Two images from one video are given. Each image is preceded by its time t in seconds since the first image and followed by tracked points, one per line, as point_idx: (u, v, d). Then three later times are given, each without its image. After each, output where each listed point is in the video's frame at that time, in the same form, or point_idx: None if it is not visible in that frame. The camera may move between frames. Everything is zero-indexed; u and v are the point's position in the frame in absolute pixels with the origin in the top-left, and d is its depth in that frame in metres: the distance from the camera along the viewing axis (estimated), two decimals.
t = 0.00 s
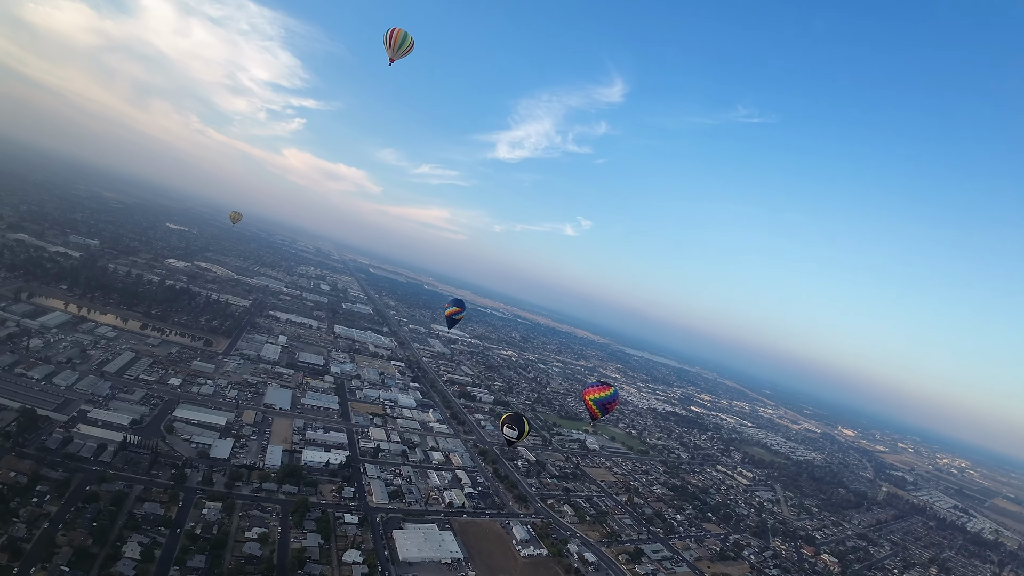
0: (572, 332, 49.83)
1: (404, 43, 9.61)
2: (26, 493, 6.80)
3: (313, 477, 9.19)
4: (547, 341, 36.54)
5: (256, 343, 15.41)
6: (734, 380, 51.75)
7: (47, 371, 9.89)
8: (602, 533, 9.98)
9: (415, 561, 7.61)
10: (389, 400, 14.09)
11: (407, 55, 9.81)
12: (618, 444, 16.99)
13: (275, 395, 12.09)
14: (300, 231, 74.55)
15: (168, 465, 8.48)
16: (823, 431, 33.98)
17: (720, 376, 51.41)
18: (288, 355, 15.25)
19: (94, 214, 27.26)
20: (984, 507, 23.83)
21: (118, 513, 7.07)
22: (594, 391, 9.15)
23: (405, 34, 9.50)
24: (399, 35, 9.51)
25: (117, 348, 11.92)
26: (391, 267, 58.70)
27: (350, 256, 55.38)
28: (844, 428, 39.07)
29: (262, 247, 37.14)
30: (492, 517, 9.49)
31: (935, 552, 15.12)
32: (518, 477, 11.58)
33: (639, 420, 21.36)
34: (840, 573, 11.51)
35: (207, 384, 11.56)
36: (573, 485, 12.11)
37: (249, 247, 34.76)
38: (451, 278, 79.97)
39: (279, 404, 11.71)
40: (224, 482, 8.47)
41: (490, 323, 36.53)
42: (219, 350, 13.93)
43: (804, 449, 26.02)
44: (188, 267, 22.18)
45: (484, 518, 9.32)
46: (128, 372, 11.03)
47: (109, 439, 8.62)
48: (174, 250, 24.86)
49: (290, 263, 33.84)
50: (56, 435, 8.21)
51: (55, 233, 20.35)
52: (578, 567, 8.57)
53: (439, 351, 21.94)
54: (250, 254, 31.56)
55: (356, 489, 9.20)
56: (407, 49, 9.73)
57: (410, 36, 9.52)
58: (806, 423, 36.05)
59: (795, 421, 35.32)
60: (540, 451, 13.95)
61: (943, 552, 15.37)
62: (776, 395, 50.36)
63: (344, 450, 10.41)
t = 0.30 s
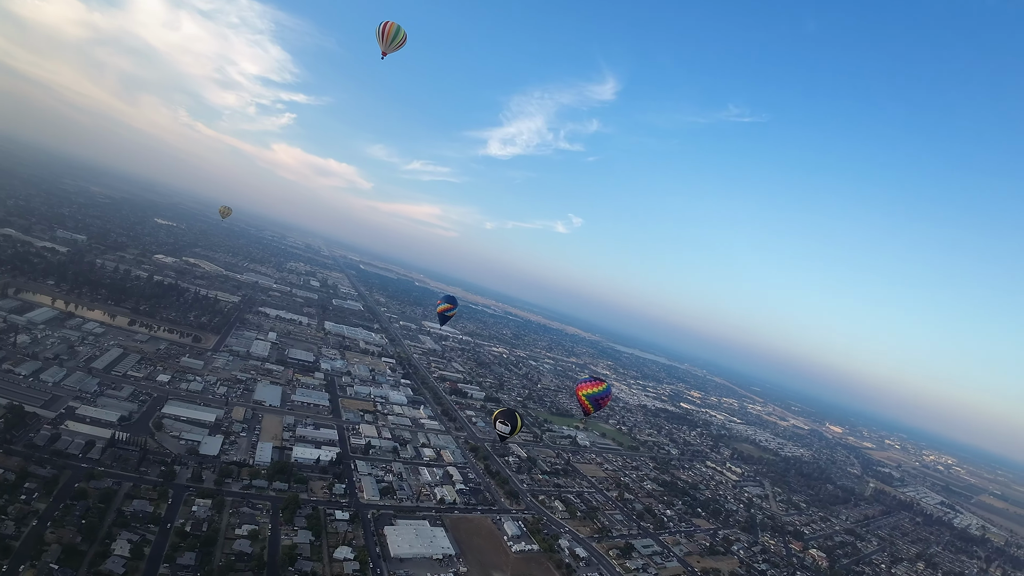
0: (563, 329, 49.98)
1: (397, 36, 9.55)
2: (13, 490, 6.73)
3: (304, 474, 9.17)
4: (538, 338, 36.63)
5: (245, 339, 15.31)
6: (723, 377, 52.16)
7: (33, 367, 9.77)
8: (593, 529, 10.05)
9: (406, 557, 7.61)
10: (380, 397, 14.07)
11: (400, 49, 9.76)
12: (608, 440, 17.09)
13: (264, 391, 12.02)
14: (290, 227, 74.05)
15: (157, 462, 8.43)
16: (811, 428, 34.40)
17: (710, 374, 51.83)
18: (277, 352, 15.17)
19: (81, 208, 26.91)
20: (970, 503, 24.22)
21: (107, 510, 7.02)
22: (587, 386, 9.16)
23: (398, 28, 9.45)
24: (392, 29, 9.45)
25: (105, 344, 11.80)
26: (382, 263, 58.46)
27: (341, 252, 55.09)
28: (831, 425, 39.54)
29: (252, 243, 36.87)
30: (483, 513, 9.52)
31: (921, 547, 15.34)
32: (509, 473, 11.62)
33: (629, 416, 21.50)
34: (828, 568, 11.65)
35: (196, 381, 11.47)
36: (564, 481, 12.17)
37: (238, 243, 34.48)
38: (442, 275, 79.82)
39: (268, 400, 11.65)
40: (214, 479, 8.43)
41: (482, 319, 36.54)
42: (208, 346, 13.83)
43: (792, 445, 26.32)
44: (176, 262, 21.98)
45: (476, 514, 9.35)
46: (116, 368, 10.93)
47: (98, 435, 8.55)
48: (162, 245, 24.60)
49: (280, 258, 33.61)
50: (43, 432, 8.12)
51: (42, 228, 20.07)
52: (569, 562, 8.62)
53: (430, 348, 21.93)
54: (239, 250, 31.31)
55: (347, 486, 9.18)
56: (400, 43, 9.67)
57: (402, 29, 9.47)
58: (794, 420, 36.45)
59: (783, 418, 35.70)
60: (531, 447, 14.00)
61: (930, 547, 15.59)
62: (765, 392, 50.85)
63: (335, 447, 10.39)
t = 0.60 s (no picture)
0: (548, 323, 50.15)
1: (381, 28, 9.44)
2: None
3: (289, 471, 9.10)
4: (523, 333, 36.72)
5: (227, 336, 15.12)
6: (706, 370, 52.83)
7: (11, 367, 9.55)
8: (579, 521, 10.12)
9: (394, 553, 7.61)
10: (364, 393, 14.01)
11: (384, 41, 9.65)
12: (594, 433, 17.22)
13: (247, 389, 11.89)
14: (273, 223, 73.09)
15: (140, 461, 8.31)
16: (792, 419, 34.97)
17: (693, 367, 52.44)
18: (260, 349, 14.99)
19: (56, 204, 26.29)
20: (948, 492, 24.82)
21: (90, 511, 6.90)
22: (575, 378, 9.16)
23: (382, 19, 9.34)
24: (376, 20, 9.35)
25: (85, 343, 11.59)
26: (366, 259, 58.02)
27: (324, 248, 54.56)
28: (812, 416, 40.31)
29: (233, 239, 36.34)
30: (471, 507, 9.54)
31: (901, 536, 15.68)
32: (496, 468, 11.65)
33: (614, 410, 21.68)
34: (811, 556, 11.86)
35: (178, 379, 11.31)
36: (550, 474, 12.25)
37: (219, 239, 33.97)
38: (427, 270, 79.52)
39: (252, 398, 11.53)
40: (198, 478, 8.34)
41: (467, 315, 36.51)
42: (190, 344, 13.63)
43: (773, 436, 26.78)
44: (156, 259, 21.60)
45: (463, 509, 9.37)
46: (96, 367, 10.73)
47: (79, 435, 8.39)
48: (141, 241, 24.14)
49: (261, 255, 33.18)
50: (23, 432, 7.95)
51: (16, 224, 19.57)
52: (556, 555, 8.67)
53: (415, 343, 21.86)
54: (219, 246, 30.85)
55: (332, 482, 9.14)
56: (384, 34, 9.57)
57: (386, 21, 9.36)
58: (776, 411, 37.07)
59: (765, 410, 36.29)
60: (517, 441, 14.05)
61: (910, 535, 15.94)
62: (747, 384, 51.67)
63: (320, 444, 10.32)
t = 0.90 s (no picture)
0: (529, 317, 50.33)
1: (358, 17, 9.27)
2: None
3: (269, 469, 9.00)
4: (504, 326, 36.78)
5: (202, 333, 14.85)
6: (684, 361, 53.63)
7: None
8: (562, 511, 10.21)
9: (377, 548, 7.59)
10: (344, 388, 13.90)
11: (361, 30, 9.47)
12: (575, 424, 17.37)
13: (224, 387, 11.71)
14: (249, 218, 71.78)
15: (116, 462, 8.13)
16: (767, 407, 35.76)
17: (671, 358, 53.19)
18: (236, 346, 14.75)
19: (20, 199, 25.39)
20: (919, 476, 25.61)
21: (67, 514, 6.74)
22: (557, 370, 9.18)
23: (359, 7, 9.16)
24: (353, 9, 9.16)
25: (56, 342, 11.27)
26: (344, 254, 57.38)
27: (301, 243, 53.80)
28: (786, 404, 41.26)
29: (208, 235, 35.62)
30: (453, 500, 9.55)
31: (874, 519, 16.15)
32: (478, 460, 11.67)
33: (595, 400, 21.88)
34: (787, 540, 12.13)
35: (152, 378, 11.08)
36: (532, 466, 12.32)
37: (192, 234, 33.25)
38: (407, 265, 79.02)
39: (229, 396, 11.36)
40: (176, 478, 8.20)
41: (447, 309, 36.42)
42: (164, 342, 13.36)
43: (749, 423, 27.33)
44: (127, 255, 21.06)
45: (446, 502, 9.38)
46: (69, 367, 10.46)
47: (53, 437, 8.18)
48: (111, 237, 23.50)
49: (236, 250, 32.58)
50: None
51: None
52: (539, 544, 8.74)
53: (395, 338, 21.74)
54: (192, 241, 30.20)
55: (313, 479, 9.07)
56: (361, 23, 9.39)
57: (363, 10, 9.19)
58: (751, 399, 37.85)
59: (741, 398, 37.03)
60: (499, 434, 14.09)
61: (882, 518, 16.43)
62: (723, 374, 52.66)
63: (300, 441, 10.22)
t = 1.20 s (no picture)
0: (508, 310, 50.44)
1: (332, 5, 9.08)
2: None
3: (246, 468, 8.89)
4: (482, 319, 36.80)
5: (175, 331, 14.55)
6: (661, 351, 54.37)
7: None
8: (543, 501, 10.27)
9: (359, 543, 7.55)
10: (321, 384, 13.77)
11: (335, 18, 9.28)
12: (554, 416, 17.46)
13: (198, 385, 11.51)
14: (223, 212, 70.29)
15: (90, 464, 7.94)
16: (742, 396, 36.46)
17: (648, 348, 53.86)
18: (210, 343, 14.49)
19: None
20: (889, 460, 26.36)
21: (42, 517, 6.57)
22: (539, 361, 9.19)
23: None
24: None
25: (23, 341, 10.94)
26: (321, 249, 56.66)
27: (276, 238, 52.98)
28: (760, 392, 42.16)
29: (178, 229, 34.78)
30: (435, 494, 9.55)
31: (846, 502, 16.58)
32: (459, 454, 11.67)
33: (573, 392, 22.04)
34: (763, 525, 12.38)
35: (124, 377, 10.83)
36: (513, 458, 12.36)
37: (163, 229, 32.47)
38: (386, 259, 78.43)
39: (203, 394, 11.17)
40: (152, 478, 8.04)
41: (425, 303, 36.27)
42: (136, 340, 13.07)
43: (724, 412, 27.83)
44: (95, 251, 20.49)
45: (427, 496, 9.36)
46: (38, 367, 10.17)
47: (24, 439, 7.95)
48: (78, 233, 22.82)
49: (207, 245, 31.93)
50: None
51: None
52: (521, 535, 8.79)
53: (373, 333, 21.59)
54: (162, 236, 29.50)
55: (292, 477, 8.97)
56: (335, 12, 9.20)
57: None
58: (726, 388, 38.57)
59: (716, 387, 37.71)
60: (479, 427, 14.10)
61: (854, 502, 16.87)
62: (699, 363, 53.54)
63: (277, 438, 10.10)
